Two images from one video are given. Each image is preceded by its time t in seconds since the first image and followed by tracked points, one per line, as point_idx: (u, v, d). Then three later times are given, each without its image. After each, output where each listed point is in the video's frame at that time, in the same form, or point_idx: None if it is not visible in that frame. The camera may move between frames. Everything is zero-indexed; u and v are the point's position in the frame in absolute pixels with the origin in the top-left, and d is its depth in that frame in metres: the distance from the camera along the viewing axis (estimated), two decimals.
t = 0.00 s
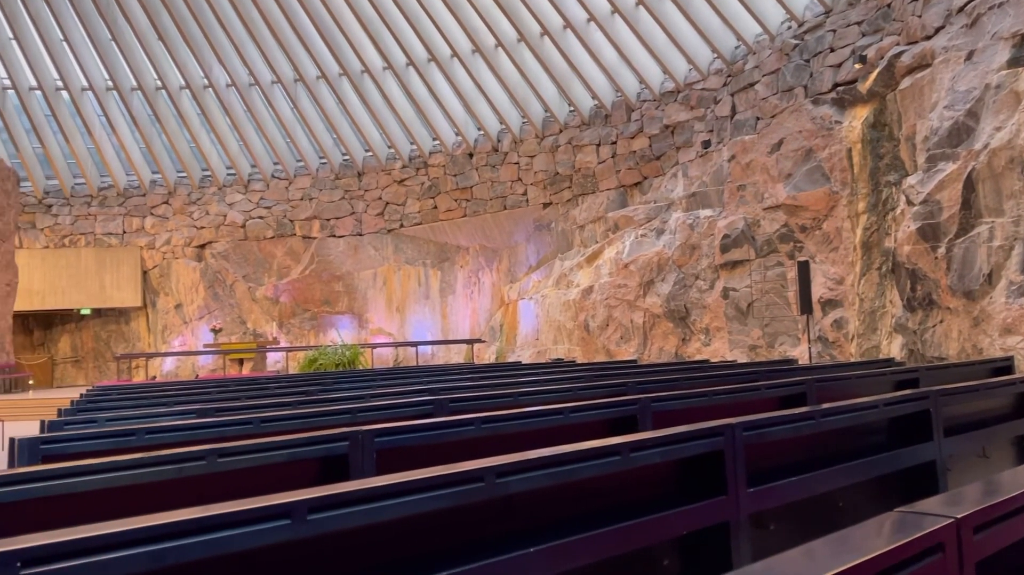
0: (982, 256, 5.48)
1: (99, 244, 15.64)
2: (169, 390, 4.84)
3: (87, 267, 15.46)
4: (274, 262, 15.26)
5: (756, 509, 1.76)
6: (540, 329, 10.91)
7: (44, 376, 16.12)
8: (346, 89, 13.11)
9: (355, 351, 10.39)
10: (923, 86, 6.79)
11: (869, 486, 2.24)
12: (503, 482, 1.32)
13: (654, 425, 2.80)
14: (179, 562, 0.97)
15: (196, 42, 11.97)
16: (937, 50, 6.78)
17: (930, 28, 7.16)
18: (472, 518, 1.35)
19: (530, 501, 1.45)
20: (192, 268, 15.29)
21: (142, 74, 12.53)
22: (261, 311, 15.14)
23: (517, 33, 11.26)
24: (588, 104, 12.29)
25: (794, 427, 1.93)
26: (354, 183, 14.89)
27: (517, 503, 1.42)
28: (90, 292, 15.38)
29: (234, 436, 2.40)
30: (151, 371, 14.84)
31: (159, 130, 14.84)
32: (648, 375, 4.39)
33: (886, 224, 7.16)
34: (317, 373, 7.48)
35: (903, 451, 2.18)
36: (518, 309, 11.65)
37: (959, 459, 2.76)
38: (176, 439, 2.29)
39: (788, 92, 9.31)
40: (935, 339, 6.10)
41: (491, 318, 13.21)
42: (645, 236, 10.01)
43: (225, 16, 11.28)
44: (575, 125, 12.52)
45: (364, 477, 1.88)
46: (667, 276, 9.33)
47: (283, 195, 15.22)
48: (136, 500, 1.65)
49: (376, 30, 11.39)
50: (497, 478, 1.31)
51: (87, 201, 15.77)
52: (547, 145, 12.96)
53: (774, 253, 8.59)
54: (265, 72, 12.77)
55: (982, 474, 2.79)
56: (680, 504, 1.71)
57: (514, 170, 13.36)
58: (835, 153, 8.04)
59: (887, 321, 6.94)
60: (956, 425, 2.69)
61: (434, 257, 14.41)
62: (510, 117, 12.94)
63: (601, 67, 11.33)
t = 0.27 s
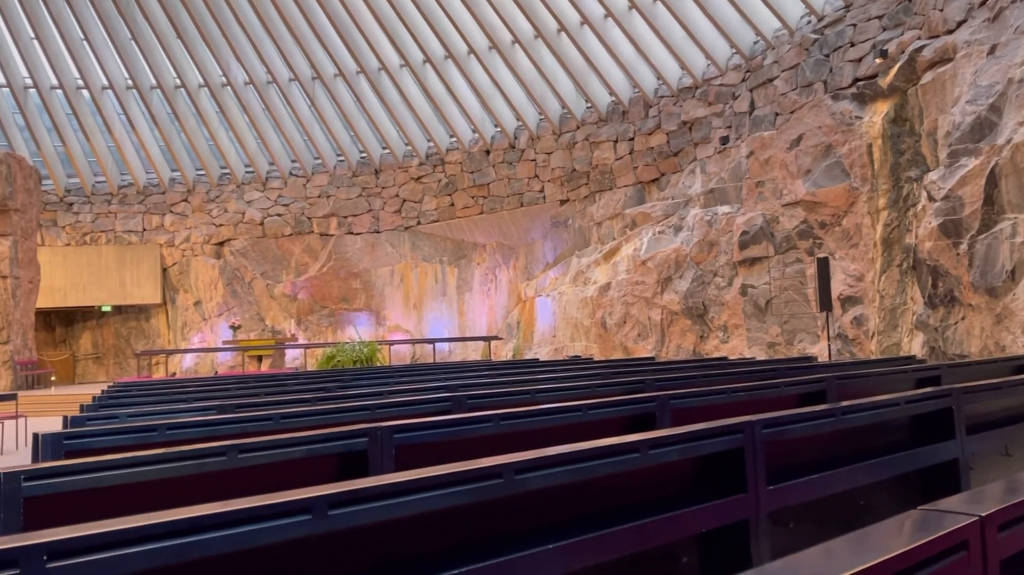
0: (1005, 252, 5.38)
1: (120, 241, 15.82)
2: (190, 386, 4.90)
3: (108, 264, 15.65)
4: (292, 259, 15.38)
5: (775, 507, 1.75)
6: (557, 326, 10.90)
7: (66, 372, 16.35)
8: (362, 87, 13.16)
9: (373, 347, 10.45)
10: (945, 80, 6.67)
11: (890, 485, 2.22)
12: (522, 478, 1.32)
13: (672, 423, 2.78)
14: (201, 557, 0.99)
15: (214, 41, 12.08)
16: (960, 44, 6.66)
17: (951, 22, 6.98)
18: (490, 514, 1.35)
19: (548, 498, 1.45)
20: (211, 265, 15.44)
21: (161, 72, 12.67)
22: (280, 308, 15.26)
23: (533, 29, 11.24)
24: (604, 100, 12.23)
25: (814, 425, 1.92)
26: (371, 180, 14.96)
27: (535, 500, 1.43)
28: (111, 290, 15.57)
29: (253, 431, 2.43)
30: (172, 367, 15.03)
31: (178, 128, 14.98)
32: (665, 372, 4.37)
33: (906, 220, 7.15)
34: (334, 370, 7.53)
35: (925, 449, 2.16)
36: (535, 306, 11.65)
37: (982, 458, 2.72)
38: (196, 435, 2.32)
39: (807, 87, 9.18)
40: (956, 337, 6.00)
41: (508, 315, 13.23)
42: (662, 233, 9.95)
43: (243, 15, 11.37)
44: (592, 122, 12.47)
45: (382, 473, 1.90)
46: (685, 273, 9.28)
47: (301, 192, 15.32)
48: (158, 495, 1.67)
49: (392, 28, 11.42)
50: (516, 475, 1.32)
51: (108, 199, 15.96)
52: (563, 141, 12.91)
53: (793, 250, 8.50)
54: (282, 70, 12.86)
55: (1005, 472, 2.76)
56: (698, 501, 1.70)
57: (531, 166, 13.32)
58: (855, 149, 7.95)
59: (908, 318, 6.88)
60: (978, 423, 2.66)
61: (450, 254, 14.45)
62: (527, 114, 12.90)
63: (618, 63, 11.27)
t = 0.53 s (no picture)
0: None
1: (140, 239, 15.99)
2: (209, 382, 4.95)
3: (127, 261, 15.81)
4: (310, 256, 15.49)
5: (795, 505, 1.74)
6: (574, 323, 10.88)
7: (87, 368, 16.56)
8: (379, 84, 13.22)
9: (390, 344, 10.50)
10: (967, 74, 6.56)
11: (911, 483, 2.19)
12: (541, 474, 1.32)
13: (690, 420, 2.77)
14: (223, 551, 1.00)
15: (232, 39, 12.18)
16: (982, 38, 6.55)
17: (973, 15, 6.95)
18: (508, 510, 1.36)
19: (566, 494, 1.45)
20: (230, 262, 15.60)
21: (180, 70, 12.80)
22: (298, 305, 15.38)
23: (550, 25, 11.22)
24: (622, 96, 12.18)
25: (834, 422, 1.90)
26: (388, 177, 15.03)
27: (552, 496, 1.43)
28: (131, 286, 15.74)
29: (271, 427, 2.45)
30: (191, 363, 15.20)
31: (196, 125, 15.11)
32: (682, 368, 4.35)
33: (927, 216, 7.05)
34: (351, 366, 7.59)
35: (947, 447, 2.14)
36: (552, 303, 11.64)
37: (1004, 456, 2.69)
38: (216, 430, 2.34)
39: (826, 82, 9.10)
40: (978, 333, 5.91)
41: (525, 312, 13.23)
42: (680, 229, 9.89)
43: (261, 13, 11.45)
44: (609, 118, 12.41)
45: (401, 468, 1.91)
46: (703, 270, 9.22)
47: (318, 189, 15.43)
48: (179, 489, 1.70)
49: (409, 24, 11.46)
50: (534, 471, 1.32)
51: (127, 196, 16.13)
52: (580, 137, 12.87)
53: (812, 246, 8.42)
54: (300, 68, 12.94)
55: None
56: (716, 498, 1.70)
57: (548, 163, 13.30)
58: (875, 144, 7.85)
59: (929, 314, 6.80)
60: (1001, 420, 2.62)
61: (467, 250, 14.48)
62: (544, 110, 12.88)
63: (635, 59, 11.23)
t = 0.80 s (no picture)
0: None
1: (158, 235, 16.15)
2: (228, 377, 5.01)
3: (146, 257, 15.98)
4: (326, 252, 15.61)
5: (813, 502, 1.73)
6: (589, 319, 10.85)
7: (107, 363, 16.76)
8: (396, 81, 13.27)
9: (406, 340, 10.55)
10: (987, 69, 6.45)
11: (932, 481, 2.17)
12: (559, 470, 1.33)
13: (707, 416, 2.77)
14: (245, 544, 1.01)
15: (249, 37, 12.27)
16: (1002, 32, 6.46)
17: (994, 9, 6.87)
18: (527, 506, 1.36)
19: (584, 489, 1.45)
20: (247, 259, 15.74)
21: (197, 68, 12.94)
22: (315, 301, 15.50)
23: (566, 21, 11.21)
24: (638, 92, 12.13)
25: (853, 419, 1.89)
26: (404, 174, 15.08)
27: (570, 491, 1.43)
28: (150, 283, 15.91)
29: (290, 422, 2.48)
30: (210, 358, 15.36)
31: (214, 122, 15.25)
32: (699, 365, 4.34)
33: (947, 212, 6.95)
34: (367, 362, 7.63)
35: (968, 445, 2.11)
36: (567, 299, 11.62)
37: None
38: (236, 425, 2.37)
39: (845, 77, 9.02)
40: (998, 330, 5.82)
41: (540, 308, 13.23)
42: (697, 225, 9.83)
43: (278, 11, 11.54)
44: (625, 114, 12.36)
45: (419, 463, 1.93)
46: (720, 266, 9.15)
47: (335, 186, 15.53)
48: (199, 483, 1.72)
49: (426, 21, 11.49)
50: (552, 466, 1.33)
51: (146, 193, 16.30)
52: (596, 134, 12.83)
53: (829, 242, 8.35)
54: (317, 65, 13.02)
55: None
56: (734, 495, 1.69)
57: (563, 159, 13.26)
58: (894, 139, 7.76)
59: (948, 311, 6.72)
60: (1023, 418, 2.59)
61: (483, 247, 14.53)
62: (560, 106, 12.86)
63: (652, 55, 11.18)
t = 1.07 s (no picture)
0: None
1: (175, 232, 16.29)
2: (244, 374, 5.06)
3: (163, 254, 16.13)
4: (342, 249, 15.71)
5: (830, 500, 1.72)
6: (604, 316, 10.82)
7: (124, 359, 16.92)
8: (411, 78, 13.30)
9: (421, 337, 10.59)
10: (1007, 63, 6.35)
11: (950, 480, 2.15)
12: (575, 466, 1.33)
13: (723, 413, 2.76)
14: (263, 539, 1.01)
15: (265, 34, 12.32)
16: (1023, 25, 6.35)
17: (1015, 2, 6.77)
18: (543, 502, 1.36)
19: (599, 486, 1.45)
20: (263, 256, 15.86)
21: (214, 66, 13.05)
22: (330, 298, 15.59)
23: (581, 17, 11.17)
24: (653, 88, 12.08)
25: (870, 417, 1.87)
26: (419, 171, 15.12)
27: (585, 487, 1.43)
28: (167, 279, 16.05)
29: (306, 418, 2.50)
30: (227, 355, 15.50)
31: (231, 120, 15.35)
32: (714, 362, 4.32)
33: (966, 208, 6.89)
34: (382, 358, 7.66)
35: (987, 444, 2.09)
36: (582, 296, 11.60)
37: None
38: (253, 421, 2.39)
39: (863, 73, 8.92)
40: (1018, 328, 5.73)
41: (554, 305, 13.21)
42: (712, 222, 9.76)
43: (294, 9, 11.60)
44: (641, 110, 12.30)
45: (434, 459, 1.94)
46: (736, 263, 9.09)
47: (351, 183, 15.60)
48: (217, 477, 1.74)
49: (441, 17, 11.50)
50: (568, 463, 1.33)
51: (163, 190, 16.44)
52: (611, 130, 12.77)
53: (847, 239, 8.29)
54: (332, 62, 13.08)
55: None
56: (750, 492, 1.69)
57: (578, 155, 13.23)
58: (913, 135, 7.67)
59: (967, 308, 6.63)
60: None
61: (498, 243, 14.56)
62: (575, 102, 12.82)
63: (667, 50, 11.11)
